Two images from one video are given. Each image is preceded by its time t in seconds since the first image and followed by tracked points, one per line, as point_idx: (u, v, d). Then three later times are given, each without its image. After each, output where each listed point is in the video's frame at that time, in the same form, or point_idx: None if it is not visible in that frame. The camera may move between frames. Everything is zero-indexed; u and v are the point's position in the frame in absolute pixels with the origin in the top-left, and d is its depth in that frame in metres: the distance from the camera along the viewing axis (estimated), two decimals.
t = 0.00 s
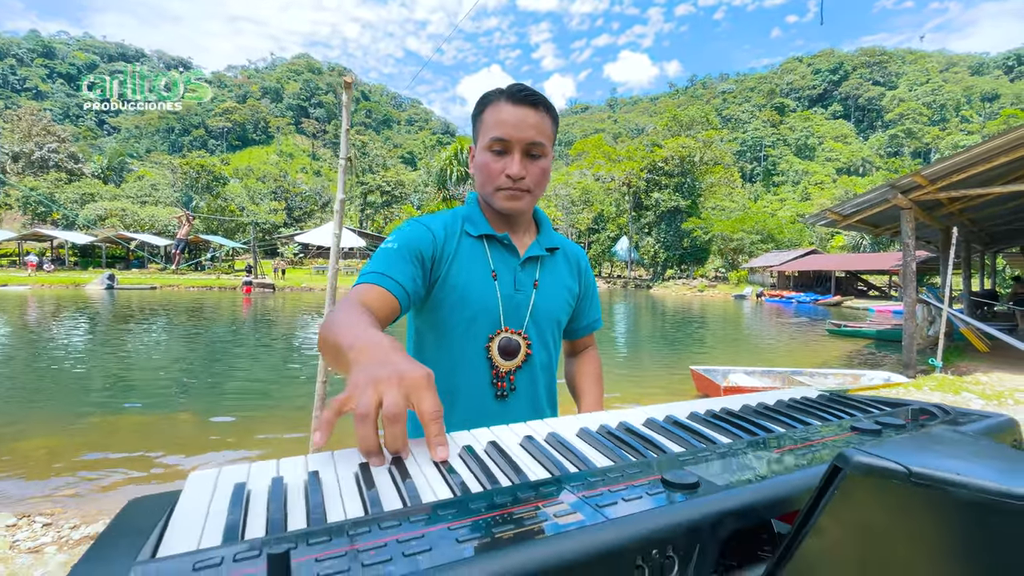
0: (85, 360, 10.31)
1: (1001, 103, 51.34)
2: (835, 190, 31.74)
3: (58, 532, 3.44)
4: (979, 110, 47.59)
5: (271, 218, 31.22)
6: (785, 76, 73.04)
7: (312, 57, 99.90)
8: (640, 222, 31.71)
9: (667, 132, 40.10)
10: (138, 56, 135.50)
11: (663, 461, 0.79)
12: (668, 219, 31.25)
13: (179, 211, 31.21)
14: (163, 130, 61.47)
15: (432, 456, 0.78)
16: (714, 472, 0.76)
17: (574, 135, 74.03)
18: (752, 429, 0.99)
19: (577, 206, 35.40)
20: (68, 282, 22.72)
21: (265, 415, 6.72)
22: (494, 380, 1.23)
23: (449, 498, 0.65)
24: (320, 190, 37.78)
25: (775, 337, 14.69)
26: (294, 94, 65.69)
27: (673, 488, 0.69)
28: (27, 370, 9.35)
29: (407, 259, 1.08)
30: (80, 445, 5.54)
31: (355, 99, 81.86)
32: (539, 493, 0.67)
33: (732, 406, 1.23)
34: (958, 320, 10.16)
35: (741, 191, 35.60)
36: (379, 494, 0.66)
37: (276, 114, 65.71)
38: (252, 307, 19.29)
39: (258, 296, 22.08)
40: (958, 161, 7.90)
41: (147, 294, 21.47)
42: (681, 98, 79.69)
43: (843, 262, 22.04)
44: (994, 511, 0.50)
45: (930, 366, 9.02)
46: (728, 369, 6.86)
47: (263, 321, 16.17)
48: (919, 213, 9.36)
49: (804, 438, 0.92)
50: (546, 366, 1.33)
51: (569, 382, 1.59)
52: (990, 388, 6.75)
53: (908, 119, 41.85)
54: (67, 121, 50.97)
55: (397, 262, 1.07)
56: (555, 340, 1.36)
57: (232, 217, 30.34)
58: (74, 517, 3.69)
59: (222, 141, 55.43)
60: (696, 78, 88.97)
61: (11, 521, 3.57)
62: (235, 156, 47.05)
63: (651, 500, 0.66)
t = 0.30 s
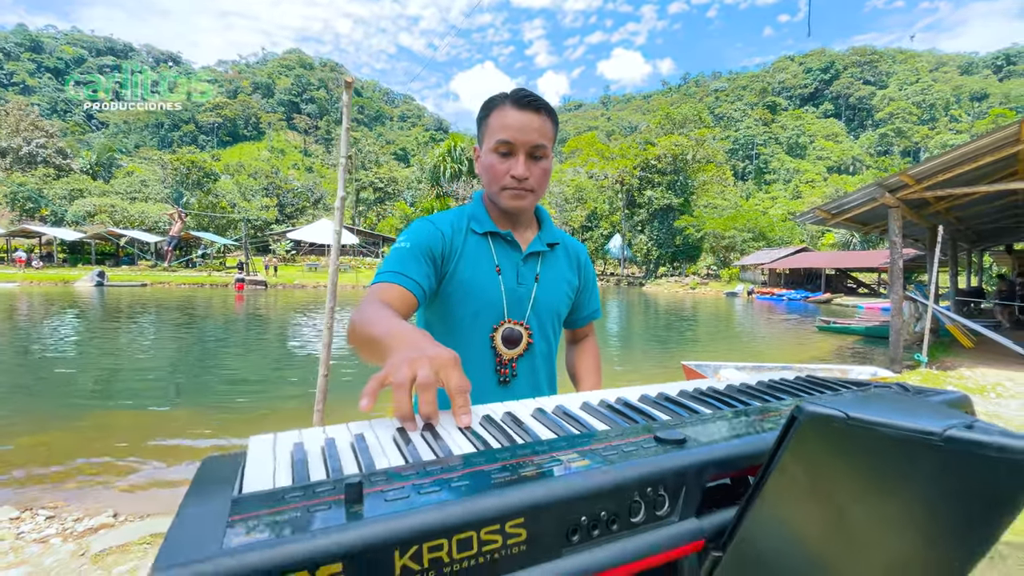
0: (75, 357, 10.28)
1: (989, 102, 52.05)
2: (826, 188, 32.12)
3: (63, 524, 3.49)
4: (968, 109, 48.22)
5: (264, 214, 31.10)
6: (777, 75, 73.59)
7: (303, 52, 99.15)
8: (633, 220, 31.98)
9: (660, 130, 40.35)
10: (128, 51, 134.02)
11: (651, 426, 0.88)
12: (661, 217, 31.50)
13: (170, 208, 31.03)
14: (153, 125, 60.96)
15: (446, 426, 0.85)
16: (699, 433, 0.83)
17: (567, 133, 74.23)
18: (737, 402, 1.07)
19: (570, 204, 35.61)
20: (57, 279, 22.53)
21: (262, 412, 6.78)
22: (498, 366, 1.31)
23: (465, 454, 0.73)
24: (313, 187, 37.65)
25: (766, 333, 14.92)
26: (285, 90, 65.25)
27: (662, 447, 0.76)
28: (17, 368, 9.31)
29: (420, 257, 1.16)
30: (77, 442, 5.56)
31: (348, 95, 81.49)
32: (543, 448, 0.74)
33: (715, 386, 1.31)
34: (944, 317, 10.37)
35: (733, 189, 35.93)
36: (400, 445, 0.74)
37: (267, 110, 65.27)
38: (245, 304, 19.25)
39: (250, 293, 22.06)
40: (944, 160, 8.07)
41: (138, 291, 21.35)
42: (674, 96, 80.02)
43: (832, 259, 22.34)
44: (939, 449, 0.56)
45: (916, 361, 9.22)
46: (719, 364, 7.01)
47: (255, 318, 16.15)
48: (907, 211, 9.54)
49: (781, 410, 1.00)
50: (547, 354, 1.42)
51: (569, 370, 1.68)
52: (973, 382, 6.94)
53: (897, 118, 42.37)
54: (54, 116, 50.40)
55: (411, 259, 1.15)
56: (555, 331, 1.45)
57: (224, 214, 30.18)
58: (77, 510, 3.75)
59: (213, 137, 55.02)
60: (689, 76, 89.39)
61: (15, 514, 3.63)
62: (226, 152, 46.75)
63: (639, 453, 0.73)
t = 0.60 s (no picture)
0: (69, 356, 10.28)
1: (980, 103, 52.57)
2: (818, 187, 32.44)
3: (68, 517, 3.56)
4: (959, 109, 48.70)
5: (257, 212, 31.03)
6: (770, 75, 74.06)
7: (296, 49, 98.68)
8: (627, 218, 32.19)
9: (654, 129, 40.57)
10: (119, 47, 132.96)
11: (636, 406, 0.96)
12: (655, 216, 31.72)
13: (163, 205, 30.86)
14: (144, 122, 60.51)
15: (452, 404, 0.94)
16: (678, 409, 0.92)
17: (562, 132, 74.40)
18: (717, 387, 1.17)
19: (565, 203, 35.75)
20: (49, 277, 22.38)
21: (261, 410, 6.86)
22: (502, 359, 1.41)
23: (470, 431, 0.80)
24: (307, 185, 37.61)
25: (758, 331, 15.12)
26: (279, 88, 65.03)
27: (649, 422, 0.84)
28: (11, 366, 9.30)
29: (431, 261, 1.26)
30: (76, 439, 5.61)
31: (341, 93, 81.21)
32: (547, 421, 0.82)
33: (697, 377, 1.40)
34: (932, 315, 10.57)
35: (727, 188, 36.17)
36: (410, 416, 0.82)
37: (261, 107, 64.97)
38: (239, 302, 19.23)
39: (244, 291, 21.99)
40: (932, 161, 8.23)
41: (130, 289, 21.26)
42: (668, 95, 80.32)
43: (824, 258, 22.59)
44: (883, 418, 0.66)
45: (904, 359, 9.41)
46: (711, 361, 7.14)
47: (250, 317, 16.18)
48: (896, 211, 9.71)
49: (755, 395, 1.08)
50: (544, 351, 1.52)
51: (560, 368, 1.78)
52: (958, 378, 7.11)
53: (889, 118, 42.77)
54: (44, 112, 49.99)
55: (423, 264, 1.24)
56: (551, 328, 1.55)
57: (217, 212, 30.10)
58: (81, 505, 3.82)
59: (206, 134, 54.71)
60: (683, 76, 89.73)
61: (21, 508, 3.69)
62: (219, 150, 46.54)
63: (626, 422, 0.81)
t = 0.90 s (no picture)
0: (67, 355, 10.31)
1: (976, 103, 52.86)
2: (816, 187, 32.60)
3: (76, 510, 3.63)
4: (956, 109, 48.96)
5: (256, 211, 31.09)
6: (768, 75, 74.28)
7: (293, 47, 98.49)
8: (626, 218, 32.37)
9: (652, 129, 40.69)
10: (115, 45, 132.63)
11: (625, 386, 0.93)
12: (653, 216, 31.89)
13: (160, 204, 30.90)
14: (142, 120, 60.55)
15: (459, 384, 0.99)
16: (664, 388, 0.88)
17: (560, 131, 74.57)
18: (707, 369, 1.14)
19: (563, 202, 35.92)
20: (47, 275, 22.38)
21: (262, 408, 6.95)
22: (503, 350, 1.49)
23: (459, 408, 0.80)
24: (305, 184, 37.65)
25: (753, 330, 15.27)
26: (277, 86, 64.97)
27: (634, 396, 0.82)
28: (9, 365, 9.33)
29: (439, 260, 1.35)
30: (79, 437, 5.67)
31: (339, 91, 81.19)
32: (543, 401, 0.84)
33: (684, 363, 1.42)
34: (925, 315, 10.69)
35: (725, 188, 36.34)
36: (423, 393, 0.88)
37: (259, 105, 64.93)
38: (237, 301, 19.30)
39: (242, 290, 22.06)
40: (926, 162, 8.33)
41: (128, 288, 21.29)
42: (667, 94, 80.56)
43: (820, 258, 22.75)
44: (869, 392, 0.61)
45: (896, 358, 9.54)
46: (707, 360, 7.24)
47: (249, 315, 16.24)
48: (891, 211, 9.82)
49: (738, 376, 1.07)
50: (543, 343, 1.61)
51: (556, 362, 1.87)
52: (949, 376, 7.23)
53: (886, 118, 42.99)
54: (41, 110, 49.91)
55: (431, 262, 1.33)
56: (549, 321, 1.64)
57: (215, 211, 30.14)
58: (88, 499, 3.89)
59: (203, 132, 54.70)
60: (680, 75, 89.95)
61: (29, 501, 3.77)
62: (217, 148, 46.53)
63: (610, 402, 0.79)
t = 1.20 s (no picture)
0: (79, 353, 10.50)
1: (988, 102, 52.27)
2: (824, 187, 32.40)
3: (94, 503, 3.75)
4: (967, 108, 48.49)
5: (264, 211, 31.37)
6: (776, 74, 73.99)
7: (300, 47, 98.96)
8: (632, 218, 32.37)
9: (659, 128, 40.65)
10: (126, 46, 134.01)
11: (618, 379, 1.00)
12: (659, 216, 31.88)
13: (169, 204, 31.24)
14: (151, 121, 61.19)
15: (467, 378, 1.08)
16: (654, 381, 0.95)
17: (567, 131, 74.53)
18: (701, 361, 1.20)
19: (569, 201, 35.97)
20: (58, 275, 22.67)
21: (272, 406, 7.07)
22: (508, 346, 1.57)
23: (470, 395, 0.87)
24: (312, 184, 37.95)
25: (760, 331, 15.27)
26: (285, 86, 65.48)
27: (624, 388, 0.90)
28: (24, 363, 9.53)
29: (446, 262, 1.44)
30: (94, 434, 5.81)
31: (345, 91, 81.59)
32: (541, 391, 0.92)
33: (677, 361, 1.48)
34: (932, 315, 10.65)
35: (732, 188, 36.19)
36: (433, 385, 0.95)
37: (267, 106, 65.49)
38: (246, 300, 19.52)
39: (250, 289, 22.26)
40: (932, 162, 8.33)
41: (138, 287, 21.57)
42: (674, 94, 80.35)
43: (828, 258, 22.64)
44: (829, 381, 0.68)
45: (903, 359, 9.52)
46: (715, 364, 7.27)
47: (257, 315, 16.41)
48: (897, 211, 9.81)
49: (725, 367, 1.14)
50: (547, 341, 1.68)
51: (559, 358, 1.94)
52: (955, 377, 7.23)
53: (896, 117, 42.63)
54: (53, 112, 50.61)
55: (438, 265, 1.42)
56: (553, 319, 1.71)
57: (224, 210, 30.46)
58: (105, 492, 4.02)
59: (212, 132, 55.24)
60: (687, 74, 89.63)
61: (48, 494, 3.90)
62: (225, 148, 46.98)
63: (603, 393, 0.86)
